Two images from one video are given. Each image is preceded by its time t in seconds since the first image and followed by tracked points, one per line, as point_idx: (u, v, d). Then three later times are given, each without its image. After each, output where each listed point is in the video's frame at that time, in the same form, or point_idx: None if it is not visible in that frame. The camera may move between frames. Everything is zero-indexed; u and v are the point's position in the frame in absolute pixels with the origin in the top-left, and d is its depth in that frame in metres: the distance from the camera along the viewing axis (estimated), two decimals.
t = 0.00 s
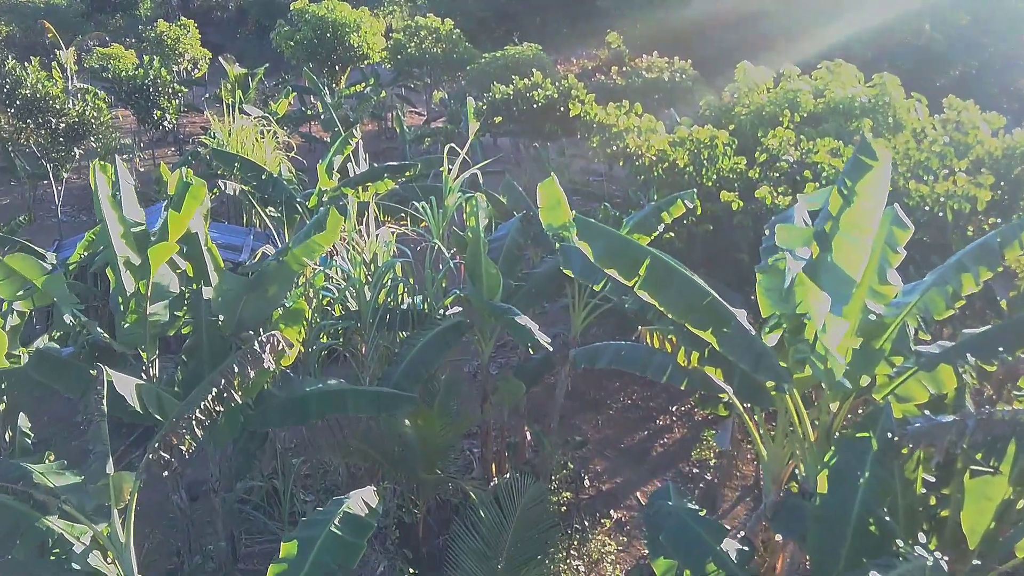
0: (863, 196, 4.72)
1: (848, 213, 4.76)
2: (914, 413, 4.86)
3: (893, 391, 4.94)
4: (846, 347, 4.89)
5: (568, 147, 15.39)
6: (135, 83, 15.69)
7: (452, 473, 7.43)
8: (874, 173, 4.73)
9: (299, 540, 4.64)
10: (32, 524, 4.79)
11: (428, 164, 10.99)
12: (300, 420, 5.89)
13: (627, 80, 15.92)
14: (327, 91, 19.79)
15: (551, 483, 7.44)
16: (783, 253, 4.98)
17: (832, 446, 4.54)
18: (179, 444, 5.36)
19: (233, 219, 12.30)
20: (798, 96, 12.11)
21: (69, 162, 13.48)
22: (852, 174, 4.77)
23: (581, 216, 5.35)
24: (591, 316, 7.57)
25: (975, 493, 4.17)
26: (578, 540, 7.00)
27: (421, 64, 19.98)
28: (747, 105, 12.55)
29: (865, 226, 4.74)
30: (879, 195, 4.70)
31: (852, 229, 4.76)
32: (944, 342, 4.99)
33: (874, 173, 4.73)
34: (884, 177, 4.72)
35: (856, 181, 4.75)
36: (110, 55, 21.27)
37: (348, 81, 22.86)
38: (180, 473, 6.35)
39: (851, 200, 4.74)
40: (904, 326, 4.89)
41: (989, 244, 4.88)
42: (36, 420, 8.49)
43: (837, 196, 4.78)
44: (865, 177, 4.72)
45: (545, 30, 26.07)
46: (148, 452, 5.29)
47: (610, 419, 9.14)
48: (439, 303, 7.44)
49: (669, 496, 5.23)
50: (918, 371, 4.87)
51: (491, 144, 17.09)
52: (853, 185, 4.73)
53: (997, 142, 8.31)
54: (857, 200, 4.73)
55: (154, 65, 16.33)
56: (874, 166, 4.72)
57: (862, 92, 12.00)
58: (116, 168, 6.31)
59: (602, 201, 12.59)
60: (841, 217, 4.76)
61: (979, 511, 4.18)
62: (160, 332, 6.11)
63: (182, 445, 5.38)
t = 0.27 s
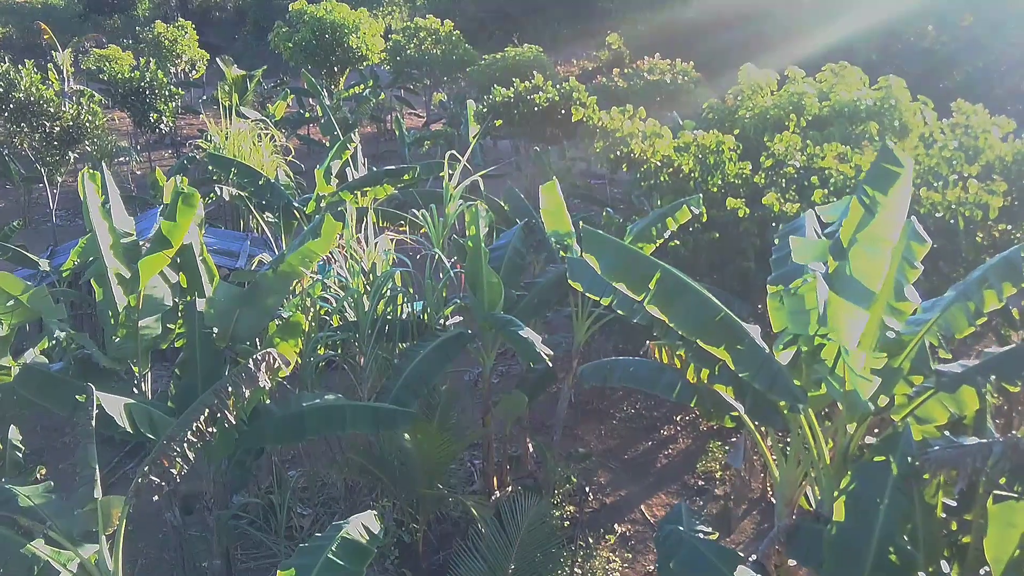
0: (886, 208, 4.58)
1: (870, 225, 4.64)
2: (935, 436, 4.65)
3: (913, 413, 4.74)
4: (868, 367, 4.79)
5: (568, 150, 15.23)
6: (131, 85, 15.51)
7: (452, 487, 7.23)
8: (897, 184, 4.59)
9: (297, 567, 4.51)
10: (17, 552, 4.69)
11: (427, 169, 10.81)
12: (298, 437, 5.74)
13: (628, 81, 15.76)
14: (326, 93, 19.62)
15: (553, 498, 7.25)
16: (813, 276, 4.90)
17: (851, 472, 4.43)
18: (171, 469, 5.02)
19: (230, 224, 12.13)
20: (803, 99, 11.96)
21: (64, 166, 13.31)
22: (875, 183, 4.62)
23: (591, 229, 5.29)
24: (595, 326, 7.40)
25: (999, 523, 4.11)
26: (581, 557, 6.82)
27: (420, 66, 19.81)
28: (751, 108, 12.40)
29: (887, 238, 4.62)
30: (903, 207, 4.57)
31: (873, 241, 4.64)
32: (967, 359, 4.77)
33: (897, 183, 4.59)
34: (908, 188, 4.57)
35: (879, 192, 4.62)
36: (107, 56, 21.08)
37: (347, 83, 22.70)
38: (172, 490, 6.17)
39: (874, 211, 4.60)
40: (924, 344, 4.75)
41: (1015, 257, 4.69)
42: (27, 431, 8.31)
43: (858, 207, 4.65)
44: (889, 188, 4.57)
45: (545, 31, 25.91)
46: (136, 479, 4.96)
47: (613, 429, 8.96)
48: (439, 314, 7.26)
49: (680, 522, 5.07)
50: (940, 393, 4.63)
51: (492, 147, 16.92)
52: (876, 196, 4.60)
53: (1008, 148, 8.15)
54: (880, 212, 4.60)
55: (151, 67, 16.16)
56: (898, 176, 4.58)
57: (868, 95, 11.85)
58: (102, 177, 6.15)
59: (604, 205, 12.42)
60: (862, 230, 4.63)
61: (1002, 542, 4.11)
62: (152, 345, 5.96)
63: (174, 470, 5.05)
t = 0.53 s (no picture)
0: (909, 222, 4.49)
1: (892, 239, 4.54)
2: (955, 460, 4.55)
3: (932, 436, 4.63)
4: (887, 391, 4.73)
5: (569, 154, 15.06)
6: (127, 88, 15.34)
7: (453, 503, 7.06)
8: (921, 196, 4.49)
9: None
10: None
11: (427, 174, 10.65)
12: (294, 454, 5.56)
13: (631, 84, 15.58)
14: (324, 95, 19.43)
15: (556, 513, 7.09)
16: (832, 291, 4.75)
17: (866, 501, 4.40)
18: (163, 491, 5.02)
19: (227, 230, 11.96)
20: (808, 102, 11.80)
21: (58, 171, 13.15)
22: (897, 196, 4.55)
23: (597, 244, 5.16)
24: (599, 336, 7.23)
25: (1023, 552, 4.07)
26: None
27: (419, 67, 19.63)
28: (755, 111, 12.24)
29: (909, 254, 4.52)
30: (926, 221, 4.47)
31: (896, 256, 4.55)
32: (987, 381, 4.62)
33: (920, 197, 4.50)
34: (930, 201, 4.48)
35: (901, 205, 4.52)
36: (104, 57, 20.90)
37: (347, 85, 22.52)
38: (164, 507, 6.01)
39: (897, 225, 4.52)
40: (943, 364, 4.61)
41: None
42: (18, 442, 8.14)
43: (880, 221, 4.57)
44: (912, 202, 4.49)
45: (546, 31, 25.76)
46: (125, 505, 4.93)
47: (616, 440, 8.79)
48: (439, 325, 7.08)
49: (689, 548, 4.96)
50: (959, 416, 4.53)
51: (492, 150, 16.75)
52: (898, 209, 4.51)
53: (1021, 153, 7.98)
54: (903, 225, 4.51)
55: (147, 69, 15.97)
56: (921, 189, 4.49)
57: (873, 99, 11.69)
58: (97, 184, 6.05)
59: (607, 210, 12.26)
60: (885, 244, 4.53)
61: None
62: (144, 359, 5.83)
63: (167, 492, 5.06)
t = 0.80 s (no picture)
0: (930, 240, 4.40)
1: (911, 257, 4.44)
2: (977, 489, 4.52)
3: (954, 462, 4.62)
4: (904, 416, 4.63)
5: (570, 157, 14.91)
6: (124, 91, 15.18)
7: (453, 520, 6.90)
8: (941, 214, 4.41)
9: None
10: None
11: (427, 180, 10.49)
12: (289, 474, 5.39)
13: (632, 87, 15.42)
14: (323, 98, 19.26)
15: (558, 530, 6.92)
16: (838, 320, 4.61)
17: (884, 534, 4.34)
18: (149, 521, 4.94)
19: (224, 236, 11.80)
20: (813, 106, 11.64)
21: (54, 176, 13.00)
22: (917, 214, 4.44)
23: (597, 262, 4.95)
24: (602, 349, 7.06)
25: None
26: None
27: (419, 69, 19.46)
28: (758, 115, 12.09)
29: (929, 273, 4.42)
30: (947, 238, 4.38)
31: (917, 276, 4.44)
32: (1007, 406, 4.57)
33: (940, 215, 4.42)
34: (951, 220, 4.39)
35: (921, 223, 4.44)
36: (101, 59, 20.73)
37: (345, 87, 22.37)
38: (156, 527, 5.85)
39: (917, 244, 4.43)
40: (963, 388, 4.51)
41: None
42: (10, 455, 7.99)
43: (900, 240, 4.47)
44: (931, 220, 4.41)
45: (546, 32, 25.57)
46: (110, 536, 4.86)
47: (619, 452, 8.64)
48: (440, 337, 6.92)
49: None
50: (982, 440, 4.49)
51: (492, 153, 16.59)
52: (918, 227, 4.42)
53: None
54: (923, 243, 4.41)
55: (144, 72, 15.81)
56: (941, 206, 4.40)
57: (879, 103, 11.52)
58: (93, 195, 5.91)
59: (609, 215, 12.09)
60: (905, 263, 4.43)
61: None
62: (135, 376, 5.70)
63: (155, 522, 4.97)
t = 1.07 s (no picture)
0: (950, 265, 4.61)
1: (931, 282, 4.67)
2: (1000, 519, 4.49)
3: (974, 491, 4.58)
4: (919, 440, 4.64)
5: (571, 162, 14.74)
6: (120, 94, 15.03)
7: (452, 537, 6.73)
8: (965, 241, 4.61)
9: None
10: None
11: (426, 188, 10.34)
12: (284, 496, 5.23)
13: (634, 90, 15.26)
14: (322, 101, 19.09)
15: (560, 548, 6.76)
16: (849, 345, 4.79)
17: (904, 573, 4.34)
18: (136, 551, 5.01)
19: (221, 243, 11.65)
20: (818, 110, 11.48)
21: (48, 182, 12.86)
22: (937, 242, 4.69)
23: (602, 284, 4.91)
24: (606, 363, 6.91)
25: None
26: None
27: (419, 72, 19.29)
28: (763, 120, 11.94)
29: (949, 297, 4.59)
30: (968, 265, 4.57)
31: (937, 302, 4.64)
32: None
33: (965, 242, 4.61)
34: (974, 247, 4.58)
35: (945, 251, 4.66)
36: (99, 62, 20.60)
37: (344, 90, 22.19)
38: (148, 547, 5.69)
39: (937, 269, 4.67)
40: (982, 414, 4.48)
41: None
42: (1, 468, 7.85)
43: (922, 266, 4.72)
44: (954, 246, 4.62)
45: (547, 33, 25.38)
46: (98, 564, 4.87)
47: (622, 464, 8.48)
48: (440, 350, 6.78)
49: None
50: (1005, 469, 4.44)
51: (492, 157, 16.42)
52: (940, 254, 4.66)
53: None
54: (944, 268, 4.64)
55: (141, 76, 15.66)
56: (966, 234, 4.60)
57: (884, 107, 11.36)
58: (86, 208, 5.81)
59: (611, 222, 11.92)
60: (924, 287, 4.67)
61: None
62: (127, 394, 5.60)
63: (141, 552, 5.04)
